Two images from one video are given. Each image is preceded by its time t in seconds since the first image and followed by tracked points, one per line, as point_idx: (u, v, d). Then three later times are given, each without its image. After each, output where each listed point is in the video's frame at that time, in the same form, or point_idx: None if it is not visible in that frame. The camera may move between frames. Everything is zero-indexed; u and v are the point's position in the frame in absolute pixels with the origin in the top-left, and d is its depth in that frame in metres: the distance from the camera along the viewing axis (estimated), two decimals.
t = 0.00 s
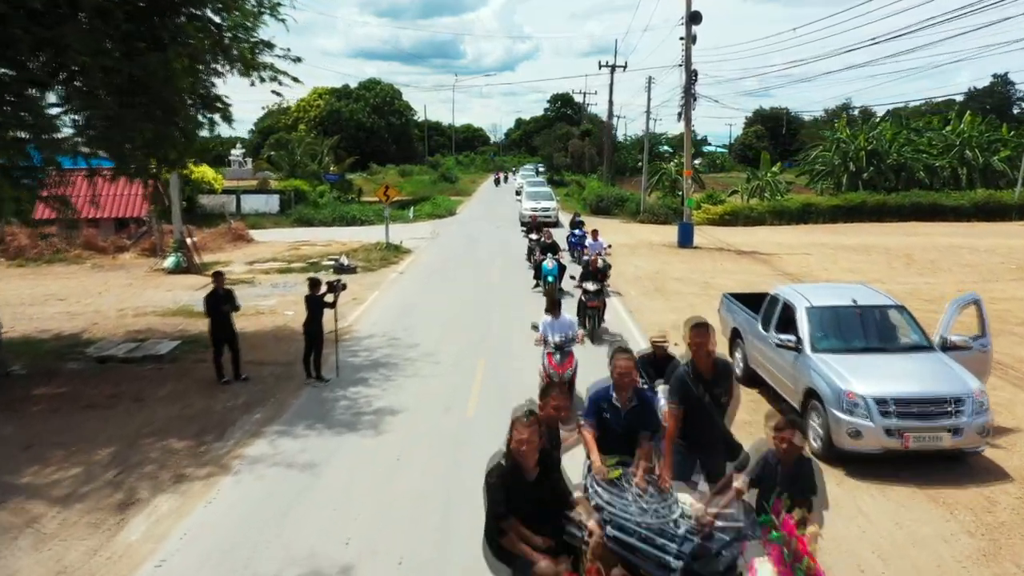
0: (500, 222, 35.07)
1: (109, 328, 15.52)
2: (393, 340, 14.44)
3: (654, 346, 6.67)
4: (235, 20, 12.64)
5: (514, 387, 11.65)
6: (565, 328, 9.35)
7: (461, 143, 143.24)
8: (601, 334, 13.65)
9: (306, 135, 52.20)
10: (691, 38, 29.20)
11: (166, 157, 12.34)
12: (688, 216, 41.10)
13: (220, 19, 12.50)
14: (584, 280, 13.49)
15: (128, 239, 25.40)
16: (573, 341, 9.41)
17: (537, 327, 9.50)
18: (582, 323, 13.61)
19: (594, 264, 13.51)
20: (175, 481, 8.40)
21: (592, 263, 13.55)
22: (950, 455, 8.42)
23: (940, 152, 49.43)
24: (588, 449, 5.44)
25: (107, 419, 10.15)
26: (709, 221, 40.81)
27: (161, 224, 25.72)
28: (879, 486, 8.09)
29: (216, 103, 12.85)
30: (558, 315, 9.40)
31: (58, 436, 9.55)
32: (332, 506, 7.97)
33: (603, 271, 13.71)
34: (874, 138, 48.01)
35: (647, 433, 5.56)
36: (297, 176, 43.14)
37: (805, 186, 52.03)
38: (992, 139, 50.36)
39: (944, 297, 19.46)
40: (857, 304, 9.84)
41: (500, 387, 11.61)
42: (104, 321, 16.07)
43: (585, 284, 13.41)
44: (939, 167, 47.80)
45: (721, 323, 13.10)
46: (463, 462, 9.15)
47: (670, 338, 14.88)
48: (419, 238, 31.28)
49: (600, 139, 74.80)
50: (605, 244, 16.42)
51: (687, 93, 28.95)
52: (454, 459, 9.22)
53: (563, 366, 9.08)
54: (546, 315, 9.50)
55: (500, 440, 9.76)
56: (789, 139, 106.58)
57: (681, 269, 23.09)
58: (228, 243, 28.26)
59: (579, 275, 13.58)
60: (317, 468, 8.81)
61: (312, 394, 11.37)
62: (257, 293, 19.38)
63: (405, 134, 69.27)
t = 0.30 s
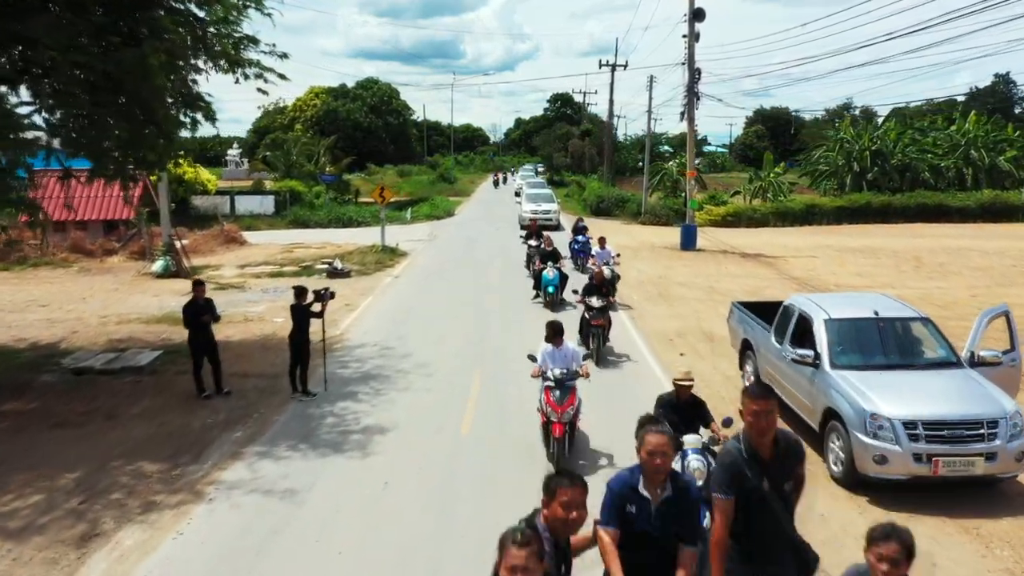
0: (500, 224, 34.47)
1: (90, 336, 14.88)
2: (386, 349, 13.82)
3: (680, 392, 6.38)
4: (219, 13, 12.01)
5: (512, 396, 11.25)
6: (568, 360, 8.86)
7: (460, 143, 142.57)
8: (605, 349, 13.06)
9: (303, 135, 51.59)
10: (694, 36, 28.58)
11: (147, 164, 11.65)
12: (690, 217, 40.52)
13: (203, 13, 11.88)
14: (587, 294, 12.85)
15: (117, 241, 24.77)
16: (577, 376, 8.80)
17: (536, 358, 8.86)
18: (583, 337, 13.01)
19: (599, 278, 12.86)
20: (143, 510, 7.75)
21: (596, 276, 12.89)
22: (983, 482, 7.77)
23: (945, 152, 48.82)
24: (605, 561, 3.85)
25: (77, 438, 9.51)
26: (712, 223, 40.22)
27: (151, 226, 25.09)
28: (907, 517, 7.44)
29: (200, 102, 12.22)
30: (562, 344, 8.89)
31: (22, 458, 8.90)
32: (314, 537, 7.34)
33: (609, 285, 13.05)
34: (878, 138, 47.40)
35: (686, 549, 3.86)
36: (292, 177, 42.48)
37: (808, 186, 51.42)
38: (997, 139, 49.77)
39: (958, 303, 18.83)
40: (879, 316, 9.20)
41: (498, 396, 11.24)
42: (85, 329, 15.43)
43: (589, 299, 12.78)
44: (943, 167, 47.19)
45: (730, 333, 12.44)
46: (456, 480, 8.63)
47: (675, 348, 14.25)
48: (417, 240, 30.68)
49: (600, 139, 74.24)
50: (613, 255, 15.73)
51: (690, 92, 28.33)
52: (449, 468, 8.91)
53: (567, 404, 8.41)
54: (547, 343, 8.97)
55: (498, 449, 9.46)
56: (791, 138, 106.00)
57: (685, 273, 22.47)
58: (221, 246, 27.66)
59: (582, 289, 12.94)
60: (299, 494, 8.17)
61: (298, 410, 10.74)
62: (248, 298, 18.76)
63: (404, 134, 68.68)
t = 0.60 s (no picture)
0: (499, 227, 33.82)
1: (69, 346, 14.22)
2: (378, 361, 13.13)
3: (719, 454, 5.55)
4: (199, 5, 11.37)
5: (511, 412, 10.69)
6: (571, 406, 7.50)
7: (459, 143, 141.88)
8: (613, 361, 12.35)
9: (300, 136, 50.94)
10: (698, 33, 27.92)
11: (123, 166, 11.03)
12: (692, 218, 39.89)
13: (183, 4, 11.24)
14: (593, 312, 11.65)
15: (105, 244, 24.10)
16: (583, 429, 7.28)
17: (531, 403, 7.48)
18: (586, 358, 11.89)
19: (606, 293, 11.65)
20: (105, 545, 7.07)
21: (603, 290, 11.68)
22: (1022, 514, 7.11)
23: (951, 152, 48.16)
24: None
25: (41, 463, 8.83)
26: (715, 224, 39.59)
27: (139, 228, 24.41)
28: (940, 553, 6.79)
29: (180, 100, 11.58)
30: (563, 387, 7.54)
31: None
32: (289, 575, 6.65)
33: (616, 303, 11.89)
34: (883, 138, 46.75)
35: None
36: (288, 177, 41.77)
37: (811, 187, 50.77)
38: (1003, 139, 49.11)
39: (974, 309, 18.18)
40: (906, 330, 8.53)
41: (497, 413, 10.70)
42: (65, 338, 14.76)
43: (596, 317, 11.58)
44: (949, 168, 46.55)
45: (742, 345, 11.74)
46: (449, 507, 7.96)
47: (681, 358, 13.58)
48: (413, 242, 29.99)
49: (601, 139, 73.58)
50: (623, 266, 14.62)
51: (693, 91, 27.67)
52: (443, 491, 8.30)
53: (564, 467, 6.88)
54: (548, 385, 7.63)
55: (497, 467, 8.96)
56: (792, 138, 105.37)
57: (689, 277, 21.80)
58: (212, 249, 27.00)
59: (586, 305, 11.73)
60: (277, 524, 7.50)
61: (281, 428, 10.07)
62: (237, 304, 18.09)
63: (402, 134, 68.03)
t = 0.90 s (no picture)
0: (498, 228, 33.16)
1: (46, 356, 13.56)
2: (369, 372, 12.44)
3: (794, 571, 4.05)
4: None
5: (509, 426, 10.10)
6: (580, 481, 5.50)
7: (458, 143, 141.30)
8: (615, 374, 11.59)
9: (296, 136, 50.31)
10: (701, 30, 27.25)
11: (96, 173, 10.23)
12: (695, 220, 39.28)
13: None
14: (601, 336, 10.19)
15: (92, 247, 23.45)
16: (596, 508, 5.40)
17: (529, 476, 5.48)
18: (593, 386, 10.53)
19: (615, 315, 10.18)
20: None
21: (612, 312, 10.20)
22: None
23: (957, 152, 47.50)
24: None
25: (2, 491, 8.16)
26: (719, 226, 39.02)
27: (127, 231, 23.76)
28: None
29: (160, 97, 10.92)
30: (572, 454, 5.53)
31: None
32: None
33: (627, 323, 10.40)
34: (887, 138, 46.11)
35: None
36: (283, 178, 41.10)
37: (815, 187, 50.14)
38: (1010, 138, 48.46)
39: (990, 316, 17.53)
40: (939, 347, 7.86)
41: (494, 427, 10.11)
42: (43, 347, 14.09)
43: (604, 343, 10.13)
44: (954, 168, 45.89)
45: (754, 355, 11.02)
46: (440, 538, 7.28)
47: (689, 370, 12.88)
48: (410, 244, 29.33)
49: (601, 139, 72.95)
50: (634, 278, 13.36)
51: (697, 90, 27.01)
52: (435, 520, 7.64)
53: (574, 572, 5.08)
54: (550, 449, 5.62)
55: (492, 487, 8.39)
56: (793, 138, 104.77)
57: (694, 281, 21.11)
58: (203, 251, 26.35)
59: (593, 328, 10.26)
60: (251, 563, 6.83)
61: (263, 448, 9.41)
62: (226, 310, 17.43)
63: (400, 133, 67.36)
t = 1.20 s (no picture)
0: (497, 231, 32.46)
1: (19, 368, 12.86)
2: (358, 386, 11.74)
3: None
4: None
5: (506, 445, 9.47)
6: None
7: (457, 144, 140.62)
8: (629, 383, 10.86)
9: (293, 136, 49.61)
10: (705, 28, 26.55)
11: (74, 177, 9.51)
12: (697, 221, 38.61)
13: None
14: (614, 372, 8.52)
15: (77, 251, 22.74)
16: None
17: None
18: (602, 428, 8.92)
19: (631, 347, 8.52)
20: None
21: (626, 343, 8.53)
22: None
23: (962, 152, 46.80)
24: None
25: None
26: (722, 228, 38.39)
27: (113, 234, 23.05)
28: None
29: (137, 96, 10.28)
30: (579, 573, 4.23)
31: None
32: None
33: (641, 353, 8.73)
34: (893, 138, 45.49)
35: None
36: (279, 178, 40.40)
37: (818, 188, 49.45)
38: (1016, 139, 47.75)
39: (1009, 324, 16.82)
40: (978, 368, 7.17)
41: (491, 444, 9.48)
42: (16, 358, 13.39)
43: (618, 379, 8.46)
44: (960, 168, 45.17)
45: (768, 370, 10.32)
46: None
47: (697, 382, 12.16)
48: (407, 247, 28.64)
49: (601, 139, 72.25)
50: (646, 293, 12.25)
51: (700, 88, 26.32)
52: (425, 556, 6.94)
53: None
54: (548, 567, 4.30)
55: (486, 511, 7.76)
56: (793, 138, 104.07)
57: (699, 286, 20.40)
58: (193, 254, 25.65)
59: (604, 362, 8.61)
60: None
61: (241, 473, 8.71)
62: (212, 317, 16.72)
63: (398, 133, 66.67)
